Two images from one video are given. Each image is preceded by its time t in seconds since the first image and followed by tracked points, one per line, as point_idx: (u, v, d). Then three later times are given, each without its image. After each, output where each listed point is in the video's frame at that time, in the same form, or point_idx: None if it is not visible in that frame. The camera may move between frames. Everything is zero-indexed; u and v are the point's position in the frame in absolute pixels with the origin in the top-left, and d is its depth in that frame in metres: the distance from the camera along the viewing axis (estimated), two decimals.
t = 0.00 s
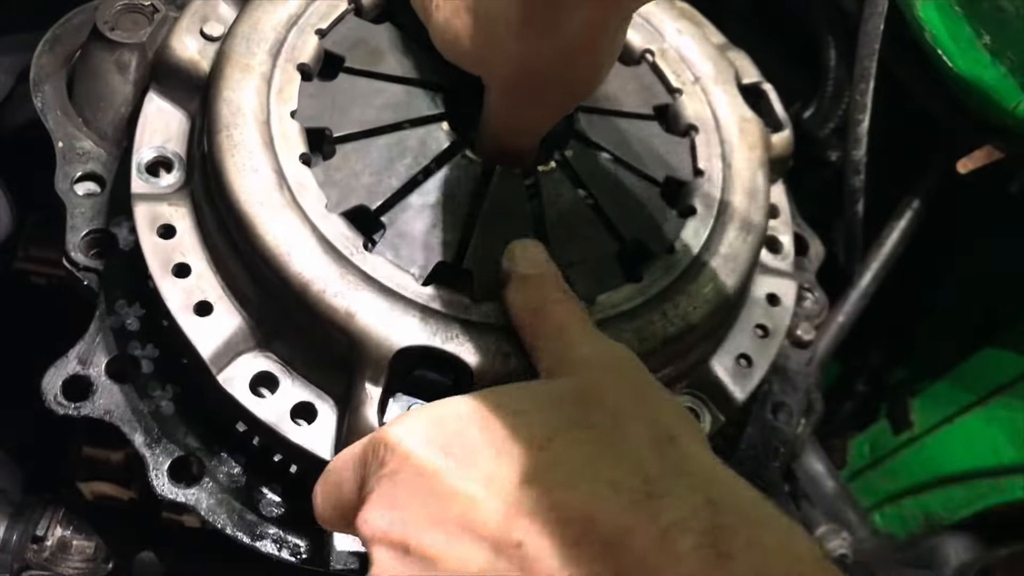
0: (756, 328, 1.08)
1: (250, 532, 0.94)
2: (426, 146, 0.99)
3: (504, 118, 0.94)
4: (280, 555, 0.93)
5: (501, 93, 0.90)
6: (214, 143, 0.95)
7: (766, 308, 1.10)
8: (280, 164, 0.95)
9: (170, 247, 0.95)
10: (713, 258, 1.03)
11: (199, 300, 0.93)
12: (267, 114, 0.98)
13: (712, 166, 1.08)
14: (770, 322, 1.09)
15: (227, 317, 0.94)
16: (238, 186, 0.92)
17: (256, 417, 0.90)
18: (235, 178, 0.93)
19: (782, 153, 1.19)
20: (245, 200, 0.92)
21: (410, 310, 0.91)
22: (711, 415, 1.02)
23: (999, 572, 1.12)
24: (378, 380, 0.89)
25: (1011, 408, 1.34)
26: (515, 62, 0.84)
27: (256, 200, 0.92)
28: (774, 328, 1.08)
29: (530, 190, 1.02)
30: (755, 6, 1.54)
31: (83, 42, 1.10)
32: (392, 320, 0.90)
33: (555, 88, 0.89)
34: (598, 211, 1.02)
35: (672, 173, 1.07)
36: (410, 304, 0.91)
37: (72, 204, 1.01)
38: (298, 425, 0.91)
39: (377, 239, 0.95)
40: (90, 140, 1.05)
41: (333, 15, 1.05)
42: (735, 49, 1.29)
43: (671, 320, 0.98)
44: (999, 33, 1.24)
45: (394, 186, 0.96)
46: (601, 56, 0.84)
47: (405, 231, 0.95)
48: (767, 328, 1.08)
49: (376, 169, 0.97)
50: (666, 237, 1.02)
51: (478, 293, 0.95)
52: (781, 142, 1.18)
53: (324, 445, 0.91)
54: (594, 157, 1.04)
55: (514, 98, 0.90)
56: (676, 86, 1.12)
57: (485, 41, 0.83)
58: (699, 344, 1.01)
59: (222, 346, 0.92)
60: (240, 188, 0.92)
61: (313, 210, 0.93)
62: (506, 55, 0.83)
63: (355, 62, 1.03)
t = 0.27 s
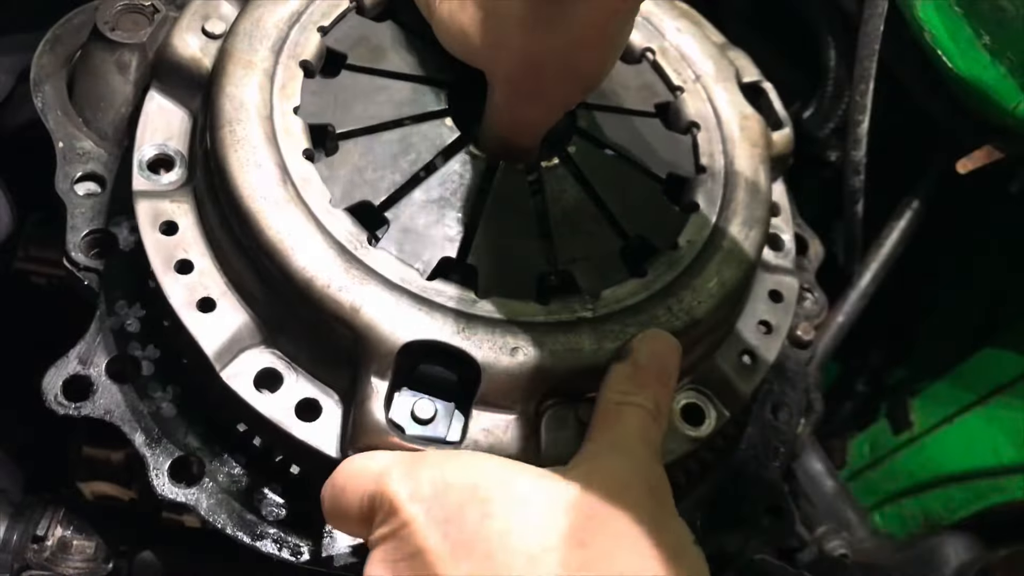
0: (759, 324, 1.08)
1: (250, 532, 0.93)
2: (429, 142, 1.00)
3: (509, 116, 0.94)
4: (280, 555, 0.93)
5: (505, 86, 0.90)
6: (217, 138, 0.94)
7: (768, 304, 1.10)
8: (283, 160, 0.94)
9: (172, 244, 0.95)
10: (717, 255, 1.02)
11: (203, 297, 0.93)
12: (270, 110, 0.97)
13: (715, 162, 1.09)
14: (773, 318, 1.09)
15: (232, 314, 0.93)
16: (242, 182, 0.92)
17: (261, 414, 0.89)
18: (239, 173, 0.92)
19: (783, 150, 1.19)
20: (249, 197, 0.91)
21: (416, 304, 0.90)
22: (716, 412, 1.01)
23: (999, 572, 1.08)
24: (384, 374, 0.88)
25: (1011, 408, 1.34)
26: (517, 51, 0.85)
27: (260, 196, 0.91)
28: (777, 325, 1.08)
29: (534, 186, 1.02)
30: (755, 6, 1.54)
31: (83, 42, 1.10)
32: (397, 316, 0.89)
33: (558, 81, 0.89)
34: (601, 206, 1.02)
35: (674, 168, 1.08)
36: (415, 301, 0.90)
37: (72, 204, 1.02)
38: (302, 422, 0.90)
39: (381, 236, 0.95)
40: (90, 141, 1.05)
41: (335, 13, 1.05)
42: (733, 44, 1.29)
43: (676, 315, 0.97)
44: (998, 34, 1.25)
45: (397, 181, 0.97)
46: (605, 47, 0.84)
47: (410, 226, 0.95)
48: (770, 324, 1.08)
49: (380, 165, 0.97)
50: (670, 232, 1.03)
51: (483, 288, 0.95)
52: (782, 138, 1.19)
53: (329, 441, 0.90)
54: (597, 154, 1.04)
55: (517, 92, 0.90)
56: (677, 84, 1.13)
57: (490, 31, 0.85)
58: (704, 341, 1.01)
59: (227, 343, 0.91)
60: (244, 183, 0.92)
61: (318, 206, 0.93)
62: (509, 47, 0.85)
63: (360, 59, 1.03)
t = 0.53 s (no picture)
0: (776, 306, 1.08)
1: (250, 532, 0.93)
2: (453, 148, 1.00)
3: (526, 117, 0.96)
4: (280, 555, 0.93)
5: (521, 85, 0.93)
6: (246, 154, 0.93)
7: (783, 286, 1.10)
8: (313, 173, 0.94)
9: (205, 260, 0.94)
10: (737, 246, 1.02)
11: (241, 312, 0.92)
12: (295, 123, 0.96)
13: (727, 150, 1.09)
14: (789, 299, 1.09)
15: (271, 327, 0.93)
16: (276, 199, 0.91)
17: (308, 424, 0.90)
18: (272, 190, 0.91)
19: (788, 133, 1.20)
20: (283, 212, 0.90)
21: (454, 311, 0.91)
22: (741, 396, 1.02)
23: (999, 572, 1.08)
24: (428, 379, 0.89)
25: (1011, 409, 1.33)
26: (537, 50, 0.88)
27: (294, 210, 0.91)
28: (793, 305, 1.09)
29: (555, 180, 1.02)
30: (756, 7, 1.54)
31: (83, 42, 1.10)
32: (435, 324, 0.89)
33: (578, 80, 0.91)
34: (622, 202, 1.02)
35: (688, 158, 1.08)
36: (451, 307, 0.91)
37: (72, 204, 1.02)
38: (349, 429, 0.91)
39: (412, 241, 0.95)
40: (90, 141, 1.06)
41: (348, 19, 1.04)
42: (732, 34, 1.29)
43: (703, 304, 0.98)
44: (996, 34, 1.25)
45: (424, 188, 0.97)
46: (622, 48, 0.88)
47: (441, 232, 0.95)
48: (786, 305, 1.08)
49: (406, 172, 0.98)
50: (689, 222, 1.04)
51: (513, 289, 0.95)
52: (787, 122, 1.20)
53: (376, 446, 0.91)
54: (613, 149, 1.05)
55: (534, 91, 0.93)
56: (685, 73, 1.13)
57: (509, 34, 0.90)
58: (728, 329, 1.02)
59: (267, 356, 0.91)
60: (277, 199, 0.91)
61: (350, 217, 0.92)
62: (530, 48, 0.88)
63: (377, 66, 1.03)
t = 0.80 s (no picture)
0: (775, 307, 1.08)
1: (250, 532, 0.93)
2: (453, 148, 1.00)
3: (528, 117, 0.96)
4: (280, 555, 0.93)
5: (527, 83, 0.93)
6: (246, 154, 0.93)
7: (782, 287, 1.10)
8: (313, 173, 0.93)
9: (206, 260, 0.94)
10: (738, 248, 1.02)
11: (241, 312, 0.92)
12: (296, 123, 0.96)
13: (727, 151, 1.09)
14: (788, 299, 1.09)
15: (271, 328, 0.93)
16: (276, 199, 0.91)
17: (305, 425, 0.92)
18: (272, 191, 0.91)
19: (788, 134, 1.20)
20: (285, 212, 0.90)
21: (455, 311, 0.91)
22: (740, 395, 1.01)
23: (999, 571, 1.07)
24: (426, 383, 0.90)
25: (1011, 408, 1.33)
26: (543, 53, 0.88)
27: (295, 210, 0.91)
28: (792, 306, 1.08)
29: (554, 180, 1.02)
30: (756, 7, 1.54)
31: (84, 42, 1.10)
32: (435, 324, 0.90)
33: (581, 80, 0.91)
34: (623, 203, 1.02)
35: (688, 159, 1.08)
36: (452, 308, 0.91)
37: (73, 204, 1.02)
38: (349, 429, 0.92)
39: (412, 242, 0.95)
40: (90, 141, 1.06)
41: (348, 19, 1.04)
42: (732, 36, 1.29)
43: (702, 306, 0.98)
44: (996, 34, 1.25)
45: (424, 188, 0.97)
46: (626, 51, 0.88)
47: (441, 232, 0.95)
48: (785, 306, 1.08)
49: (406, 172, 0.97)
50: (689, 222, 1.04)
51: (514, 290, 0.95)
52: (787, 123, 1.20)
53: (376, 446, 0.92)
54: (613, 150, 1.05)
55: (538, 91, 0.93)
56: (685, 73, 1.13)
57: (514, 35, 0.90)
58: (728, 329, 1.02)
59: (266, 356, 0.91)
60: (278, 200, 0.91)
61: (351, 218, 0.92)
62: (533, 48, 0.88)
63: (377, 66, 1.03)
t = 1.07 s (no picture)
0: (773, 310, 1.08)
1: (250, 532, 0.93)
2: (453, 151, 1.00)
3: (530, 121, 0.95)
4: (280, 555, 0.94)
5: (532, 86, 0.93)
6: (246, 157, 0.93)
7: (780, 290, 1.10)
8: (314, 177, 0.93)
9: (206, 262, 0.94)
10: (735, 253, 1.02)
11: (241, 314, 0.92)
12: (296, 126, 0.96)
13: (725, 154, 1.09)
14: (786, 303, 1.09)
15: (271, 329, 0.93)
16: (277, 202, 0.91)
17: (308, 429, 0.92)
18: (273, 194, 0.91)
19: (787, 138, 1.20)
20: (286, 216, 0.90)
21: (454, 315, 0.91)
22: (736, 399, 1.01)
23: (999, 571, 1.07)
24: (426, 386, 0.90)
25: (1010, 408, 1.33)
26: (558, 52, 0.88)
27: (296, 213, 0.90)
28: (789, 309, 1.09)
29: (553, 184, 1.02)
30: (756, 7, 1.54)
31: (84, 42, 1.10)
32: (436, 328, 0.90)
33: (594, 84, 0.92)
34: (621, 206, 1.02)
35: (687, 163, 1.08)
36: (453, 311, 0.91)
37: (73, 204, 1.02)
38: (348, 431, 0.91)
39: (411, 245, 0.95)
40: (90, 141, 1.06)
41: (349, 21, 1.04)
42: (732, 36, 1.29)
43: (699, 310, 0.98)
44: (995, 36, 1.25)
45: (424, 192, 0.97)
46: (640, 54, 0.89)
47: (441, 235, 0.95)
48: (783, 309, 1.08)
49: (406, 175, 0.98)
50: (688, 225, 1.04)
51: (513, 294, 0.96)
52: (786, 126, 1.20)
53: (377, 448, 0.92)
54: (612, 152, 1.05)
55: (546, 93, 0.93)
56: (684, 77, 1.13)
57: (526, 38, 0.90)
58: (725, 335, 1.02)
59: (267, 358, 0.91)
60: (278, 203, 0.91)
61: (351, 221, 0.92)
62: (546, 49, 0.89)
63: (377, 67, 1.03)
